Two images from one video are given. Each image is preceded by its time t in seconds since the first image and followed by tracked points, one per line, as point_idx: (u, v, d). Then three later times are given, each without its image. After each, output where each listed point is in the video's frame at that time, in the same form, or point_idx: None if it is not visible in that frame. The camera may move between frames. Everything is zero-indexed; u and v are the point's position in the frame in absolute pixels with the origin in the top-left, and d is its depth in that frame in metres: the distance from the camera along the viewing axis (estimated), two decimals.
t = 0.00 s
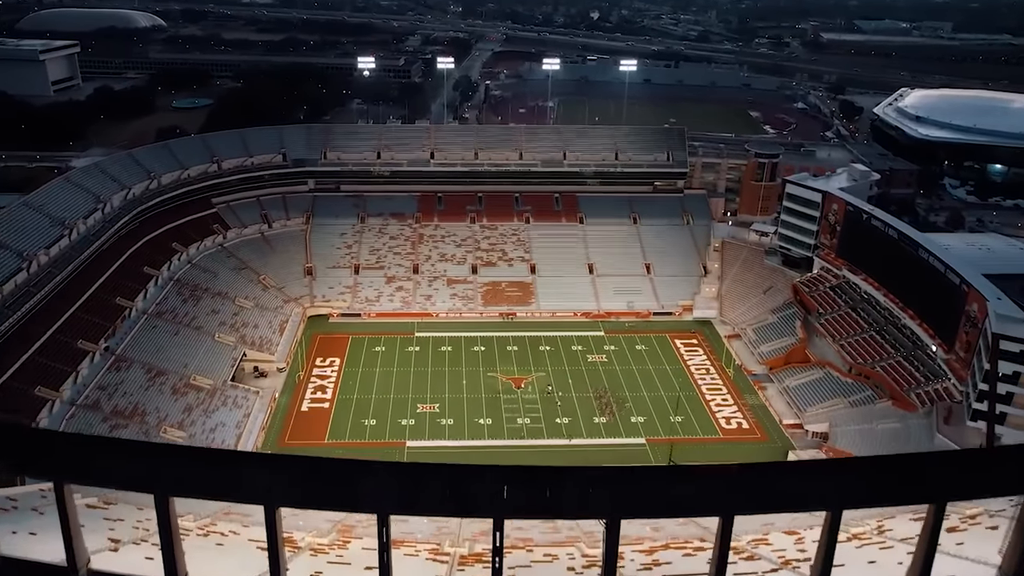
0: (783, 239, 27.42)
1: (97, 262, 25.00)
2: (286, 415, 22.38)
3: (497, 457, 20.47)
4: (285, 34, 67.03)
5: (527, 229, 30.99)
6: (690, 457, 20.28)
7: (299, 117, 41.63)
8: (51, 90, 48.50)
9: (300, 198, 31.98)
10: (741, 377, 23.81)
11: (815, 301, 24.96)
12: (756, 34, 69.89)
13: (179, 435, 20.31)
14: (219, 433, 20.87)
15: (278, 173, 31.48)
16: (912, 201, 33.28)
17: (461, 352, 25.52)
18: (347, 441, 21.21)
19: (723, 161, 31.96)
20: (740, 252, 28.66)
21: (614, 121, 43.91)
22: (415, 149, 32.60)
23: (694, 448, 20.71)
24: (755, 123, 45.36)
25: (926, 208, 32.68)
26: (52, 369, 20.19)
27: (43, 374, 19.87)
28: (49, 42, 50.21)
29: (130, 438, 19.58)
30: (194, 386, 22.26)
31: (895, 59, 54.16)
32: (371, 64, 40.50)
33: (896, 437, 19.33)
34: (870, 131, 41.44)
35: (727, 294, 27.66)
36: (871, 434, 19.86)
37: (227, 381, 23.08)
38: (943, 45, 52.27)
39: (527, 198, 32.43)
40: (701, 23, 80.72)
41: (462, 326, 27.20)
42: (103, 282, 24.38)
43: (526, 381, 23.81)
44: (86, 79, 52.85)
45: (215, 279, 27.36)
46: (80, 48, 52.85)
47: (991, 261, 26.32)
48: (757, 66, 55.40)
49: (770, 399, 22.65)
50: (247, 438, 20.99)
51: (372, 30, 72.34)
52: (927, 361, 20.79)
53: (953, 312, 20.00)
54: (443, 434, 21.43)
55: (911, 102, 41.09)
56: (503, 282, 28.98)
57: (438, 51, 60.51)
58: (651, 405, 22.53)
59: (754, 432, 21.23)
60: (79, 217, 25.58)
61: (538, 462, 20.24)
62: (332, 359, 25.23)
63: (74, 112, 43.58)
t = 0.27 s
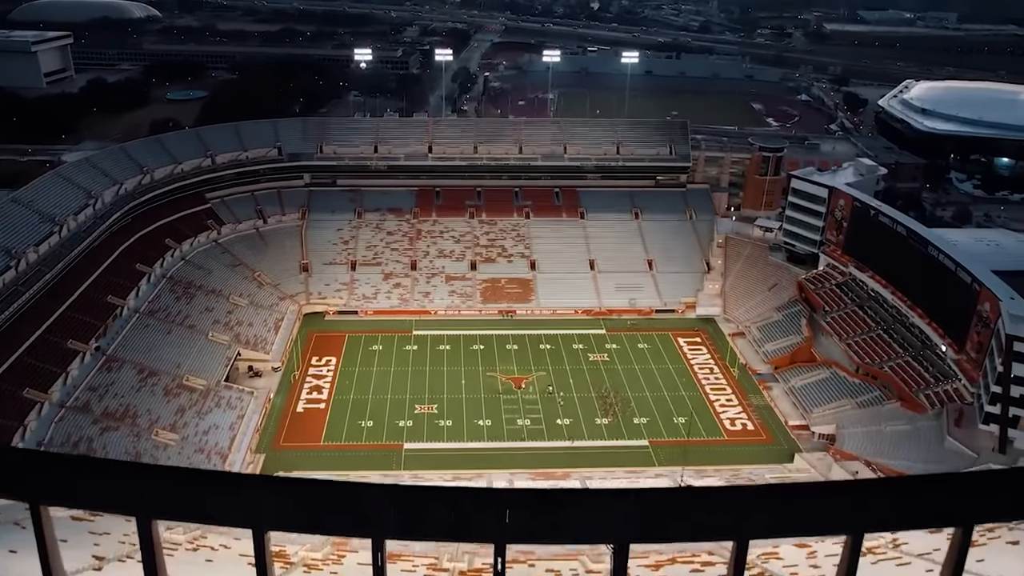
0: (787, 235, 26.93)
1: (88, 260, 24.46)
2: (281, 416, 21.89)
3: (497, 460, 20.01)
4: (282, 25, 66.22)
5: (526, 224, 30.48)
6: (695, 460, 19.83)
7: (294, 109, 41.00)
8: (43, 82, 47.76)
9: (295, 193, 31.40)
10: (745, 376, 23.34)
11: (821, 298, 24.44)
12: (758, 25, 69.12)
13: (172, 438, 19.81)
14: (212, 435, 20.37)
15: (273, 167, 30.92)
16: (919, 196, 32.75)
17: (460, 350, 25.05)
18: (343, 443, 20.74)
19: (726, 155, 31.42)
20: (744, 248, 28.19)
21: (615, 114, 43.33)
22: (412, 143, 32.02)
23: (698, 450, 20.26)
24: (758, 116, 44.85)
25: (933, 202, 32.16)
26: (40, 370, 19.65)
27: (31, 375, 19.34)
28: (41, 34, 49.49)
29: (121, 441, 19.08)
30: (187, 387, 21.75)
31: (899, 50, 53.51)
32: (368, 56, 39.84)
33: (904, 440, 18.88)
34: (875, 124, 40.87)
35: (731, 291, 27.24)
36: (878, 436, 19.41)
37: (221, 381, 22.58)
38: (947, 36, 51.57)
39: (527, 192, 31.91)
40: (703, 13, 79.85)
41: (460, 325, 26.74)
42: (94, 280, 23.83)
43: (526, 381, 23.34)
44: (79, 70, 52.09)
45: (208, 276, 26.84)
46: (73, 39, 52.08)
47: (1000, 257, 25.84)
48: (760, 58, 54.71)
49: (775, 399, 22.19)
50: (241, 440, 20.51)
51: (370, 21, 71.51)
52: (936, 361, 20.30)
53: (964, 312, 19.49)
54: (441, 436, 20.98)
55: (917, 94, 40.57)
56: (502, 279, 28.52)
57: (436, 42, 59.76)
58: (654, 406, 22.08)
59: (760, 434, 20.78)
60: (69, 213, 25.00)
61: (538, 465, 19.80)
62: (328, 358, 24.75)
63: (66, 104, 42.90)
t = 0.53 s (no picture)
0: (794, 229, 26.36)
1: (77, 256, 23.78)
2: (275, 418, 21.33)
3: (497, 463, 19.50)
4: (277, 13, 65.24)
5: (527, 219, 29.97)
6: (699, 463, 19.31)
7: (290, 101, 40.31)
8: (35, 73, 46.93)
9: (290, 186, 30.97)
10: (751, 375, 22.83)
11: (828, 295, 23.88)
12: (761, 13, 68.22)
13: (163, 441, 19.26)
14: (204, 438, 19.83)
15: (267, 161, 30.27)
16: (926, 189, 32.19)
17: (459, 350, 24.48)
18: (339, 445, 20.22)
19: (731, 148, 30.81)
20: (748, 243, 27.63)
21: (616, 106, 42.71)
22: (410, 135, 31.35)
23: (704, 453, 19.75)
24: (762, 108, 44.23)
25: (940, 196, 31.60)
26: (26, 371, 19.01)
27: (18, 377, 18.71)
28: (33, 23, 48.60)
29: (110, 444, 18.51)
30: (179, 387, 21.19)
31: (905, 39, 52.69)
32: (364, 47, 39.09)
33: (916, 443, 18.34)
34: (880, 115, 40.23)
35: (736, 287, 26.72)
36: (888, 439, 18.88)
37: (214, 382, 22.03)
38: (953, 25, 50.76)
39: (527, 186, 31.38)
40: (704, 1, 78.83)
41: (459, 322, 26.24)
42: (84, 276, 23.19)
43: (526, 380, 22.81)
44: (72, 61, 51.26)
45: (201, 272, 26.27)
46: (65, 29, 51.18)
47: (1012, 253, 25.26)
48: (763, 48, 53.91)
49: (782, 399, 21.68)
50: (234, 442, 19.98)
51: (367, 10, 70.56)
52: (947, 361, 19.73)
53: (978, 312, 18.90)
54: (440, 438, 20.45)
55: (923, 86, 39.97)
56: (501, 275, 28.03)
57: (434, 31, 58.90)
58: (658, 407, 21.54)
59: (766, 436, 20.26)
60: (58, 208, 24.32)
61: (539, 468, 19.27)
62: (324, 357, 24.19)
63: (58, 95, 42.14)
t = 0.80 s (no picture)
0: (799, 223, 25.87)
1: (68, 251, 23.22)
2: (271, 416, 20.88)
3: (497, 464, 19.08)
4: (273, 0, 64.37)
5: (526, 212, 29.52)
6: (703, 464, 18.92)
7: (286, 90, 39.72)
8: (27, 61, 46.22)
9: (285, 178, 30.50)
10: (755, 372, 22.41)
11: (835, 290, 23.40)
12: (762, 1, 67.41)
13: (155, 441, 18.75)
14: (198, 438, 19.33)
15: (262, 153, 29.72)
16: (932, 180, 31.67)
17: (458, 346, 24.04)
18: (335, 445, 19.78)
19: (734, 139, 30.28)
20: (752, 237, 27.14)
21: (616, 96, 42.12)
22: (407, 126, 30.77)
23: (708, 453, 19.32)
24: (765, 97, 43.61)
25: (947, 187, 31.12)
26: (14, 370, 18.47)
27: (6, 377, 18.16)
28: (24, 10, 47.76)
29: (101, 445, 18.00)
30: (171, 386, 20.70)
31: (909, 27, 51.99)
32: (361, 35, 38.43)
33: (926, 444, 17.88)
34: (885, 106, 39.66)
35: (739, 282, 26.27)
36: (897, 439, 18.43)
37: (208, 380, 21.56)
38: (958, 13, 50.09)
39: (526, 178, 30.88)
40: None
41: (457, 318, 25.82)
42: (74, 272, 22.66)
43: (527, 377, 22.36)
44: (65, 49, 50.52)
45: (196, 267, 25.81)
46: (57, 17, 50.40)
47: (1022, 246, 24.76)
48: (765, 37, 53.23)
49: (787, 397, 21.26)
50: (228, 442, 19.48)
51: None
52: (957, 358, 19.27)
53: (990, 309, 18.40)
54: (439, 438, 20.04)
55: (928, 75, 39.47)
56: (501, 269, 27.62)
57: (432, 19, 58.10)
58: (661, 405, 21.10)
59: (772, 436, 19.83)
60: (48, 202, 23.71)
61: (540, 469, 18.84)
62: (320, 353, 23.75)
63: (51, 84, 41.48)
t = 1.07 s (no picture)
0: (804, 217, 25.38)
1: (58, 246, 22.64)
2: (265, 415, 20.46)
3: (497, 465, 18.65)
4: None
5: (526, 204, 29.08)
6: (707, 464, 18.51)
7: (282, 80, 39.11)
8: (18, 49, 45.43)
9: (281, 169, 30.00)
10: (760, 370, 21.99)
11: (841, 286, 22.94)
12: None
13: (147, 441, 18.23)
14: (191, 438, 18.83)
15: (257, 144, 29.15)
16: (939, 171, 31.20)
17: (456, 342, 23.62)
18: (331, 445, 19.35)
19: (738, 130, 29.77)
20: (757, 230, 26.65)
21: (617, 86, 41.51)
22: (405, 117, 30.21)
23: (712, 453, 18.90)
24: (768, 87, 43.04)
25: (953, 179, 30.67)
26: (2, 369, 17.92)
27: None
28: None
29: (91, 446, 17.50)
30: (164, 384, 20.20)
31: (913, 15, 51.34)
32: (358, 24, 37.78)
33: (936, 445, 17.45)
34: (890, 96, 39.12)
35: (743, 277, 25.82)
36: (905, 440, 17.99)
37: (201, 377, 21.09)
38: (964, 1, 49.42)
39: (526, 169, 30.40)
40: None
41: (456, 313, 25.40)
42: (65, 266, 22.10)
43: (527, 375, 21.92)
44: (56, 37, 49.70)
45: (189, 261, 25.34)
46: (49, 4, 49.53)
47: None
48: (767, 25, 52.56)
49: (793, 396, 20.85)
50: (222, 442, 18.98)
51: None
52: (967, 357, 18.82)
53: (1002, 307, 17.93)
54: (437, 437, 19.64)
55: (934, 64, 39.08)
56: (500, 263, 27.20)
57: (429, 6, 57.31)
58: (664, 404, 20.68)
59: (777, 436, 19.42)
60: (37, 194, 23.06)
61: (540, 470, 18.41)
62: (316, 350, 23.32)
63: (42, 73, 40.75)
